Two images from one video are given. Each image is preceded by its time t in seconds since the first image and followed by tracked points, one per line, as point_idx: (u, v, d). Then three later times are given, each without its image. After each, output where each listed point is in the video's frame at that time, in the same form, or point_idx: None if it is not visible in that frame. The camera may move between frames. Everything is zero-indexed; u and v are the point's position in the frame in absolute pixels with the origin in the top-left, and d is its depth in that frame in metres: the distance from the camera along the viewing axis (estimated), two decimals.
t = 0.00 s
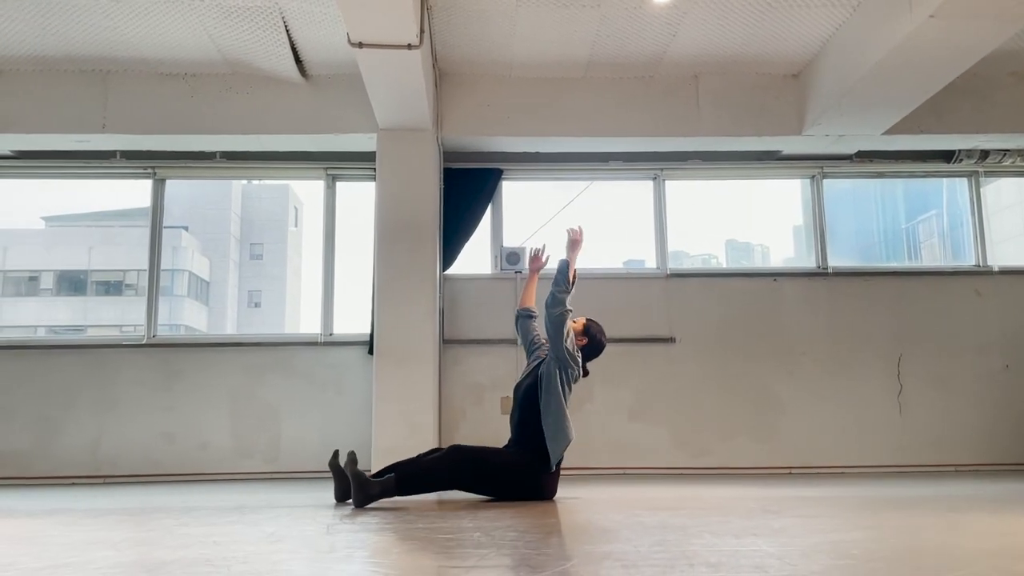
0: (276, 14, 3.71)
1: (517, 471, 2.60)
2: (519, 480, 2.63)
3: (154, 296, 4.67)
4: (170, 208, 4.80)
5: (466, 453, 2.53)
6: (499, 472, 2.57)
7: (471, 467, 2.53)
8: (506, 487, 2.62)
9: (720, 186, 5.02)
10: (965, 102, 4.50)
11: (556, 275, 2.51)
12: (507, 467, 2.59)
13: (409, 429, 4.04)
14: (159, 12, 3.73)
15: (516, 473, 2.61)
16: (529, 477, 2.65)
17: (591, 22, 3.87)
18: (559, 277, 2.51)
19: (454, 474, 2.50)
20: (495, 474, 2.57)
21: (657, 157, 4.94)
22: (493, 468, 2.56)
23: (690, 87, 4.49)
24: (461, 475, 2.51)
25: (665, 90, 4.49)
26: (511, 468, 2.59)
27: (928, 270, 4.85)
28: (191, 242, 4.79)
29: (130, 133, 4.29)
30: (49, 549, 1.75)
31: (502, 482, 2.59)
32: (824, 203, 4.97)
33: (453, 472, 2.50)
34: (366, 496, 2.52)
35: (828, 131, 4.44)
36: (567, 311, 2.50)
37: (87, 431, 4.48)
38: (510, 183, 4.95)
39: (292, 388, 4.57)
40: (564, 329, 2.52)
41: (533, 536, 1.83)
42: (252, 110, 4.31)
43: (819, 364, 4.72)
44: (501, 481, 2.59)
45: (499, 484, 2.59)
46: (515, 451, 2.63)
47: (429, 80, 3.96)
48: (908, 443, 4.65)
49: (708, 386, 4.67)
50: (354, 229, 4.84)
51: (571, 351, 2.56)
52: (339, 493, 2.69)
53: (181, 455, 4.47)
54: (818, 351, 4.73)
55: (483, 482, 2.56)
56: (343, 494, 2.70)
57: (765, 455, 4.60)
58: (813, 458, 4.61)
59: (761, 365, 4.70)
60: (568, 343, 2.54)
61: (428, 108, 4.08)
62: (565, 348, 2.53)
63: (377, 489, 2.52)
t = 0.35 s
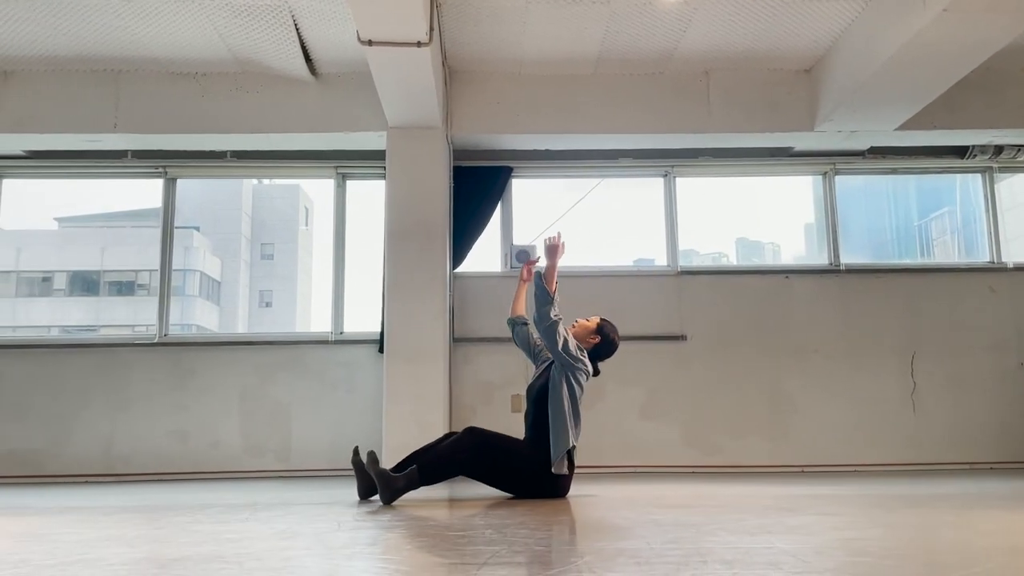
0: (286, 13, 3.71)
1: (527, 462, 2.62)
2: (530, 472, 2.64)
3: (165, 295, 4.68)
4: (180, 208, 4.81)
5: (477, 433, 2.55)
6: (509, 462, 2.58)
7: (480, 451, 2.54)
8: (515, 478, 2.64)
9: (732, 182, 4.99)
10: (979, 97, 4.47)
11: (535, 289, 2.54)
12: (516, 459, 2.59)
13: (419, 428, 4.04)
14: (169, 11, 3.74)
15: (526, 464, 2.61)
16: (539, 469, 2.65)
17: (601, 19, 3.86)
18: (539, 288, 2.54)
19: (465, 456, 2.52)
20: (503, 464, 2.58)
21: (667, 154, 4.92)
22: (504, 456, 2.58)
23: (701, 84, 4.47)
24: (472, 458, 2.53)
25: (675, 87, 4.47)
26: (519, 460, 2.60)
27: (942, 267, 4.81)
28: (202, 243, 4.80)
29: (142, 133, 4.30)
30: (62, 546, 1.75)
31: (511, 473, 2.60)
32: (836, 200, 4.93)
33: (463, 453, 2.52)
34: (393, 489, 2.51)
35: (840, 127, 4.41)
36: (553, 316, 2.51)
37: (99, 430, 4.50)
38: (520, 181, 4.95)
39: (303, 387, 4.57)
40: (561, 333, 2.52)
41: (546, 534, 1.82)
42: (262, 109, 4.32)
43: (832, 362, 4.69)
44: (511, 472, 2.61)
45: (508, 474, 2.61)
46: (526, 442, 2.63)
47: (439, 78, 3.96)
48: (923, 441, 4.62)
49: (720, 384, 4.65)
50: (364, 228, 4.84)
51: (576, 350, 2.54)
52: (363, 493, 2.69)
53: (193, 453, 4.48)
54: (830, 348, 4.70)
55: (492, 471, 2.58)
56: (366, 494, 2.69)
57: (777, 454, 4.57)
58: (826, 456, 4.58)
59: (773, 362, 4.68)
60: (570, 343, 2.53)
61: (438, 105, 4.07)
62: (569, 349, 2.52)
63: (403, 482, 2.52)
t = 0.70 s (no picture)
0: (294, 11, 3.69)
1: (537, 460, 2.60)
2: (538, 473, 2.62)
3: (175, 295, 4.68)
4: (191, 207, 4.80)
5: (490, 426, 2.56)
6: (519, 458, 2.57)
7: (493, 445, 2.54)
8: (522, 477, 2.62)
9: (744, 179, 4.94)
10: (995, 91, 4.40)
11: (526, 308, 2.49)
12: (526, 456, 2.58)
13: (429, 427, 4.02)
14: (177, 9, 3.72)
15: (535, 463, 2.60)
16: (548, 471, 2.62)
17: (611, 14, 3.82)
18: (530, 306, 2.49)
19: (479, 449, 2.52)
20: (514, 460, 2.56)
21: (678, 151, 4.87)
22: (515, 451, 2.57)
23: (713, 80, 4.42)
24: (485, 452, 2.53)
25: (687, 82, 4.43)
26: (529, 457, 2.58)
27: (958, 264, 4.74)
28: (213, 243, 4.79)
29: (151, 132, 4.29)
30: (67, 548, 1.73)
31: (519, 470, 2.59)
32: (850, 197, 4.88)
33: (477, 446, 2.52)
34: (413, 489, 2.52)
35: (854, 122, 4.36)
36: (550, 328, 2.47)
37: (110, 429, 4.50)
38: (530, 179, 4.91)
39: (313, 386, 4.56)
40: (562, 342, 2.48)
41: (557, 536, 1.79)
42: (273, 107, 4.31)
43: (846, 361, 4.63)
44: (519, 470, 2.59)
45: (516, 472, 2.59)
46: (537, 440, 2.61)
47: (448, 75, 3.93)
48: (939, 440, 4.56)
49: (733, 383, 4.60)
50: (374, 226, 4.81)
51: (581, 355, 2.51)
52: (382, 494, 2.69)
53: (203, 453, 4.48)
54: (845, 347, 4.65)
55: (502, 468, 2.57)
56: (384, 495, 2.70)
57: (791, 453, 4.52)
58: (841, 456, 4.53)
59: (786, 361, 4.63)
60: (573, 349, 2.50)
61: (447, 103, 4.04)
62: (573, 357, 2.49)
63: (422, 482, 2.53)
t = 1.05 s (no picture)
0: (301, 10, 3.66)
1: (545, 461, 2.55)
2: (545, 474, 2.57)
3: (184, 295, 4.66)
4: (202, 208, 4.78)
5: (500, 421, 2.53)
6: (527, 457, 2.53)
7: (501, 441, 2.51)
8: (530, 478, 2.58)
9: (757, 177, 4.87)
10: (1013, 86, 4.33)
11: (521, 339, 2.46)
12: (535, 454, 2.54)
13: (438, 429, 3.98)
14: (184, 7, 3.69)
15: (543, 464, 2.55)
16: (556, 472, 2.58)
17: (620, 10, 3.77)
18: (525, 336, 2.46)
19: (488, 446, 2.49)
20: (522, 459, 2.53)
21: (689, 148, 4.81)
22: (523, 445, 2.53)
23: (724, 76, 4.36)
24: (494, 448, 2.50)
25: (698, 79, 4.37)
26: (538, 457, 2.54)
27: (974, 262, 4.66)
28: (226, 244, 4.76)
29: (158, 132, 4.27)
30: (65, 555, 1.70)
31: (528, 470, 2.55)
32: (864, 194, 4.80)
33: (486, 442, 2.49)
34: (432, 492, 2.49)
35: (868, 119, 4.29)
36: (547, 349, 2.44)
37: (119, 430, 4.49)
38: (539, 178, 4.87)
39: (322, 387, 4.53)
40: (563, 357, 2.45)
41: (565, 543, 1.75)
42: (280, 106, 4.28)
43: (861, 361, 4.56)
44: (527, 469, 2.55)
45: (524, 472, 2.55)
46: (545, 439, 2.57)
47: (456, 73, 3.89)
48: (956, 441, 4.48)
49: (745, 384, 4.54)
50: (382, 226, 4.78)
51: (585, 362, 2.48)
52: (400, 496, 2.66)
53: (211, 454, 4.46)
54: (859, 347, 4.58)
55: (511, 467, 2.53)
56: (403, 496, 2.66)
57: (805, 455, 4.46)
58: (855, 457, 4.47)
59: (800, 361, 4.57)
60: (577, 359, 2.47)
61: (456, 101, 4.01)
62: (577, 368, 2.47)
63: (442, 485, 2.49)
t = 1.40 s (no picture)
0: (305, 8, 3.63)
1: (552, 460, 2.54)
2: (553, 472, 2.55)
3: (190, 295, 4.64)
4: (212, 207, 4.76)
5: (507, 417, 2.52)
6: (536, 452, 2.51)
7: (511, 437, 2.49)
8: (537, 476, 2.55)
9: (767, 174, 4.81)
10: None
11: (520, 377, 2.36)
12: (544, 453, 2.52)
13: (444, 430, 3.95)
14: (187, 5, 3.67)
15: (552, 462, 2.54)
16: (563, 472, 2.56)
17: (626, 6, 3.72)
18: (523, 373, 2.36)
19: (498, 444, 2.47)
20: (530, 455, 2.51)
21: (698, 146, 4.76)
22: (531, 442, 2.52)
23: (733, 72, 4.30)
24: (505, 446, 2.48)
25: (706, 75, 4.31)
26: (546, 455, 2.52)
27: (988, 260, 4.59)
28: (236, 245, 4.74)
29: (163, 131, 4.25)
30: (60, 560, 1.67)
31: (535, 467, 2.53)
32: (876, 192, 4.74)
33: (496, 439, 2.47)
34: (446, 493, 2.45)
35: (880, 115, 4.23)
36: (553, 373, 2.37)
37: (125, 431, 4.48)
38: (546, 176, 4.82)
39: (327, 386, 4.51)
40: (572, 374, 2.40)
41: (570, 548, 1.71)
42: (285, 104, 4.26)
43: (873, 361, 4.50)
44: (535, 465, 2.53)
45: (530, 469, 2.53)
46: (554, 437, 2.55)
47: (461, 70, 3.85)
48: (970, 442, 4.41)
49: (756, 384, 4.49)
50: (389, 225, 4.75)
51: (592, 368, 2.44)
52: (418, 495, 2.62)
53: (217, 454, 4.44)
54: (871, 346, 4.52)
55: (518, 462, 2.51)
56: (420, 498, 2.62)
57: (816, 455, 4.40)
58: (867, 457, 4.41)
59: (811, 360, 4.51)
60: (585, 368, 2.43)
61: (461, 99, 3.97)
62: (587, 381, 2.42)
63: (456, 485, 2.45)
